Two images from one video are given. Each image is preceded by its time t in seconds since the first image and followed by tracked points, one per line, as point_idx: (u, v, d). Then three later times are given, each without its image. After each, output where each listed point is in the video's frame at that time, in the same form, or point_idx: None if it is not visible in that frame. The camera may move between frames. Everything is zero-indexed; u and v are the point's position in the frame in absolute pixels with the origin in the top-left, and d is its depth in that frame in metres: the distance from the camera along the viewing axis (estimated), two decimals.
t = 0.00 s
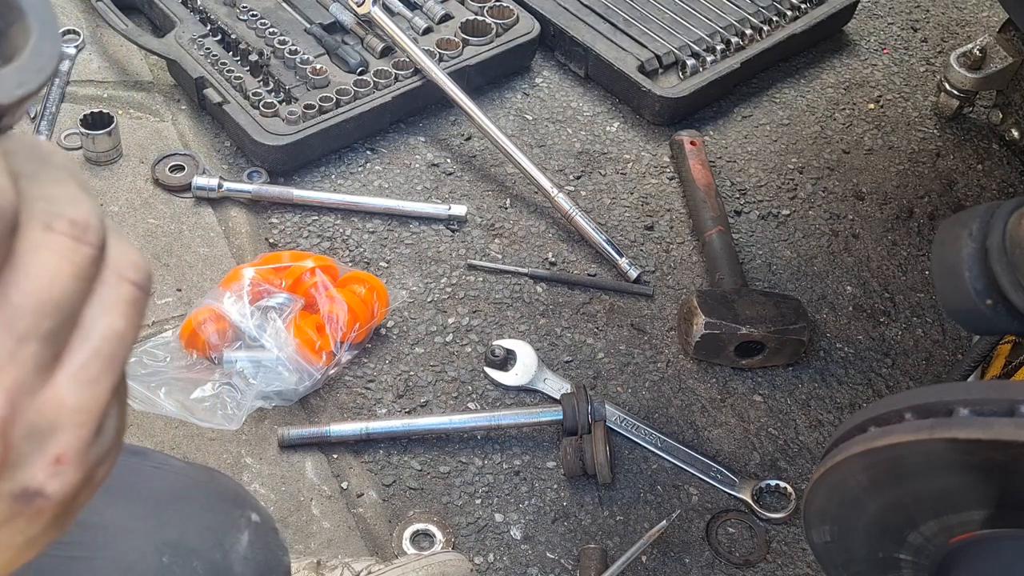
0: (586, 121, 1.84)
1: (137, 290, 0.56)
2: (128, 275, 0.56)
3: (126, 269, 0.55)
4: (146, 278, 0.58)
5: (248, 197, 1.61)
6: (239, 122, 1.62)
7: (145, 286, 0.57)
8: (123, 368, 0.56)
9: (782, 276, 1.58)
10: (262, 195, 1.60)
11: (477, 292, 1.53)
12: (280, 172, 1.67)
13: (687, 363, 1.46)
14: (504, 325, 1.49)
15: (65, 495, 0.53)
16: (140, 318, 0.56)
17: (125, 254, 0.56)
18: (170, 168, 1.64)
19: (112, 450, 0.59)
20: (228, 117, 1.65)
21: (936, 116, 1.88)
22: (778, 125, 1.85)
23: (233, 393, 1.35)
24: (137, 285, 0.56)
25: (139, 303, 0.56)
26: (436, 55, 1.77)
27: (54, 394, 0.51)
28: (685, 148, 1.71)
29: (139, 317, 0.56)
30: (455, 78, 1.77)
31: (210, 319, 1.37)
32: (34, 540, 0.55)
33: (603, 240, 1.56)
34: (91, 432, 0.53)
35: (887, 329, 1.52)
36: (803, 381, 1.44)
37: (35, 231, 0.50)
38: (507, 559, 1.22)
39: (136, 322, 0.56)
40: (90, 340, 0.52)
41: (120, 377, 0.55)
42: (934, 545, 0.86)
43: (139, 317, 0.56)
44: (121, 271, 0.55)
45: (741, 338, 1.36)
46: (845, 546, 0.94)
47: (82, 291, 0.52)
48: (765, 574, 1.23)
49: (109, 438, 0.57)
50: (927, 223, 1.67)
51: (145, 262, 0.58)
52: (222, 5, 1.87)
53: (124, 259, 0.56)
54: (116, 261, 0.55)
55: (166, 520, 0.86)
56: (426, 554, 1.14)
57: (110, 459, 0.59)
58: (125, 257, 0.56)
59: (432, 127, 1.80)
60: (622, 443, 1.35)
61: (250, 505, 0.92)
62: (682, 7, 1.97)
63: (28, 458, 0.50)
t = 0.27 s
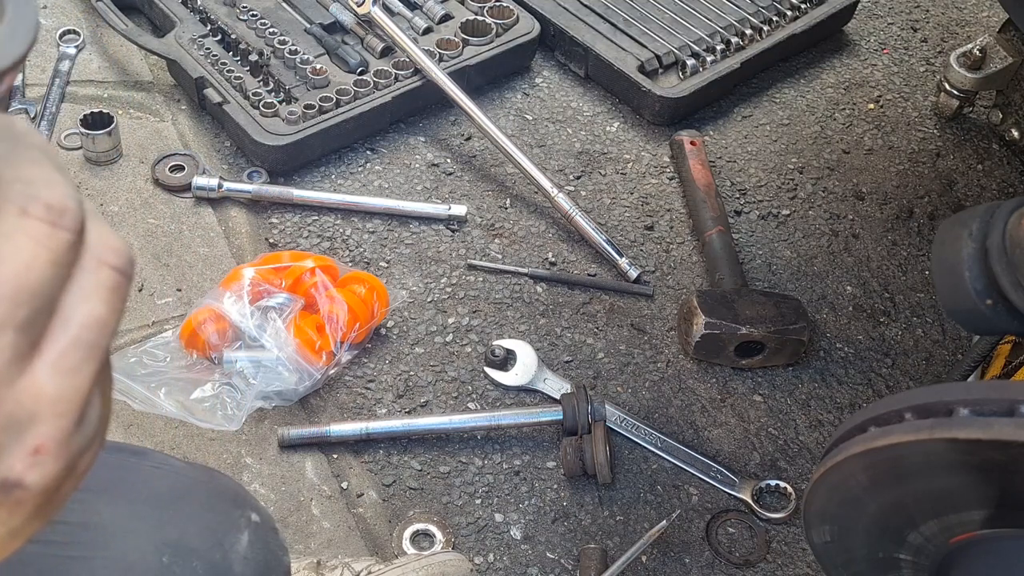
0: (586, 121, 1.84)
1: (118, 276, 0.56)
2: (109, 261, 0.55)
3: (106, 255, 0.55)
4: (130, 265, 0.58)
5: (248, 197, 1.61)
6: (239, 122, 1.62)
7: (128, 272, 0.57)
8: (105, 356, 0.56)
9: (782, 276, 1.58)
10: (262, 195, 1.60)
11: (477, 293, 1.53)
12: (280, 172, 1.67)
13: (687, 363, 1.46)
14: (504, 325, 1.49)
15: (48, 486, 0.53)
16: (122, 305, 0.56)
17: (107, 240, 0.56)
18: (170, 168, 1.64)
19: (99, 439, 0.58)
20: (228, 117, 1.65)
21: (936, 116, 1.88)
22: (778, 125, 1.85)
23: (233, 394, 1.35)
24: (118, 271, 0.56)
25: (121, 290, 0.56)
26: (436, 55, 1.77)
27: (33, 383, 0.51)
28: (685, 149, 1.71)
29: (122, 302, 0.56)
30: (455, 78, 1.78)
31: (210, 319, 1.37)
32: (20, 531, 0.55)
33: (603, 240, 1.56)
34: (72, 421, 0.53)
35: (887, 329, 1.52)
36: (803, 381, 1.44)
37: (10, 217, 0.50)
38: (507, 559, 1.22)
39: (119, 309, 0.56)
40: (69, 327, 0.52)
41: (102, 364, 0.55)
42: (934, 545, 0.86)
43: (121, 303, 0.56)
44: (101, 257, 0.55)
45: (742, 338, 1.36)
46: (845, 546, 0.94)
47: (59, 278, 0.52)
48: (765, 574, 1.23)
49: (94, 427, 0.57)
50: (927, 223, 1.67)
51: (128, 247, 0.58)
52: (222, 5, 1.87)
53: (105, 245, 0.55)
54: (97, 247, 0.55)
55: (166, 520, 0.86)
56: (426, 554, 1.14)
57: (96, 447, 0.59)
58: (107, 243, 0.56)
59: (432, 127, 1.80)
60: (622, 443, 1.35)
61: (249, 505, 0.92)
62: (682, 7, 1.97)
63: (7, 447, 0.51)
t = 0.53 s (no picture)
0: (586, 121, 1.84)
1: (114, 273, 0.55)
2: (104, 258, 0.55)
3: (100, 251, 0.55)
4: (126, 261, 0.57)
5: (248, 197, 1.61)
6: (239, 122, 1.62)
7: (124, 269, 0.56)
8: (101, 353, 0.55)
9: (782, 276, 1.58)
10: (262, 195, 1.60)
11: (477, 293, 1.53)
12: (280, 172, 1.67)
13: (687, 363, 1.46)
14: (504, 325, 1.49)
15: (47, 483, 0.53)
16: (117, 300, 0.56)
17: (102, 236, 0.55)
18: (170, 168, 1.64)
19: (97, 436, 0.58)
20: (228, 117, 1.65)
21: (937, 115, 1.88)
22: (778, 125, 1.85)
23: (233, 394, 1.35)
24: (114, 268, 0.55)
25: (118, 287, 0.55)
26: (436, 55, 1.77)
27: (26, 379, 0.51)
28: (685, 148, 1.70)
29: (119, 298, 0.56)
30: (455, 78, 1.77)
31: (210, 319, 1.37)
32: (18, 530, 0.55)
33: (603, 240, 1.56)
34: (67, 417, 0.53)
35: (887, 329, 1.52)
36: (803, 381, 1.44)
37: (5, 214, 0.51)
38: (507, 559, 1.22)
39: (115, 306, 0.55)
40: (64, 323, 0.52)
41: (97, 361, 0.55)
42: (934, 545, 0.86)
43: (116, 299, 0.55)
44: (94, 254, 0.54)
45: (741, 338, 1.36)
46: (845, 546, 0.94)
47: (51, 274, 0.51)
48: (764, 574, 1.23)
49: (91, 425, 0.56)
50: (927, 223, 1.67)
51: (124, 245, 0.57)
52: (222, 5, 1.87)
53: (100, 241, 0.55)
54: (91, 243, 0.54)
55: (166, 519, 0.86)
56: (426, 554, 1.14)
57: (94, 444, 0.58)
58: (102, 238, 0.55)
59: (432, 127, 1.80)
60: (622, 443, 1.35)
61: (249, 505, 0.92)
62: (682, 7, 1.97)
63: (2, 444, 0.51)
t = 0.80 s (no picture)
0: (586, 121, 1.84)
1: (111, 274, 0.55)
2: (100, 258, 0.55)
3: (96, 251, 0.55)
4: (122, 261, 0.57)
5: (248, 197, 1.61)
6: (239, 122, 1.62)
7: (120, 268, 0.56)
8: (97, 352, 0.55)
9: (782, 276, 1.58)
10: (262, 195, 1.60)
11: (477, 293, 1.53)
12: (280, 172, 1.67)
13: (687, 363, 1.46)
14: (504, 325, 1.49)
15: (43, 478, 0.53)
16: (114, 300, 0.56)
17: (99, 237, 0.55)
18: (170, 168, 1.64)
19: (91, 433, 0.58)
20: (228, 117, 1.65)
21: (937, 115, 1.88)
22: (778, 125, 1.85)
23: (233, 394, 1.35)
24: (110, 268, 0.55)
25: (114, 287, 0.56)
26: (436, 55, 1.77)
27: (25, 378, 0.51)
28: (685, 148, 1.70)
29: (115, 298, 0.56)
30: (455, 78, 1.77)
31: (210, 320, 1.37)
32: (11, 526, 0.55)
33: (603, 240, 1.56)
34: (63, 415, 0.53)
35: (887, 329, 1.52)
36: (803, 381, 1.44)
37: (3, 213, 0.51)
38: (507, 559, 1.22)
39: (112, 305, 0.55)
40: (62, 323, 0.52)
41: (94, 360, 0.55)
42: (934, 545, 0.86)
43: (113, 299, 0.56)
44: (91, 254, 0.54)
45: (741, 338, 1.36)
46: (845, 546, 0.94)
47: (50, 274, 0.52)
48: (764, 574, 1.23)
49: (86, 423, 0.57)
50: (927, 223, 1.67)
51: (120, 244, 0.57)
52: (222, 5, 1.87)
53: (97, 242, 0.55)
54: (87, 244, 0.55)
55: (166, 519, 0.86)
56: (426, 554, 1.14)
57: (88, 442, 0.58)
58: (99, 239, 0.55)
59: (432, 127, 1.80)
60: (622, 443, 1.35)
61: (249, 505, 0.92)
62: (682, 7, 1.97)
63: None
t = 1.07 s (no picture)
0: (586, 121, 1.84)
1: (113, 260, 0.55)
2: (101, 243, 0.55)
3: (97, 237, 0.55)
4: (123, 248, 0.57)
5: (248, 197, 1.61)
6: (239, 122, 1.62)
7: (122, 256, 0.56)
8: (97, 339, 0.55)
9: (782, 276, 1.58)
10: (262, 195, 1.60)
11: (477, 293, 1.53)
12: (280, 172, 1.67)
13: (687, 363, 1.46)
14: (504, 325, 1.49)
15: (42, 465, 0.53)
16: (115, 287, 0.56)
17: (100, 224, 0.55)
18: (170, 168, 1.64)
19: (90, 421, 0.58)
20: (228, 117, 1.65)
21: (936, 116, 1.88)
22: (778, 125, 1.85)
23: (233, 394, 1.35)
24: (111, 254, 0.55)
25: (115, 273, 0.55)
26: (436, 55, 1.77)
27: (26, 364, 0.51)
28: (685, 149, 1.70)
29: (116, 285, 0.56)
30: (455, 78, 1.78)
31: (210, 319, 1.37)
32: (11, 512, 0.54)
33: (603, 240, 1.56)
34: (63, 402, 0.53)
35: (887, 329, 1.52)
36: (803, 381, 1.44)
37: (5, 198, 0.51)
38: (507, 559, 1.22)
39: (113, 292, 0.55)
40: (62, 309, 0.52)
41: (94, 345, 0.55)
42: (934, 545, 0.86)
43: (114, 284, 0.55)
44: (93, 240, 0.54)
45: (741, 338, 1.36)
46: (845, 546, 0.94)
47: (50, 259, 0.51)
48: (765, 573, 1.23)
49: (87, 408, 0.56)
50: (927, 223, 1.67)
51: (121, 231, 0.57)
52: (222, 5, 1.87)
53: (99, 228, 0.55)
54: (88, 229, 0.55)
55: (166, 519, 0.86)
56: (426, 554, 1.14)
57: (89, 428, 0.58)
58: (100, 226, 0.55)
59: (432, 127, 1.80)
60: (622, 443, 1.35)
61: (249, 504, 0.92)
62: (682, 7, 1.97)
63: None
